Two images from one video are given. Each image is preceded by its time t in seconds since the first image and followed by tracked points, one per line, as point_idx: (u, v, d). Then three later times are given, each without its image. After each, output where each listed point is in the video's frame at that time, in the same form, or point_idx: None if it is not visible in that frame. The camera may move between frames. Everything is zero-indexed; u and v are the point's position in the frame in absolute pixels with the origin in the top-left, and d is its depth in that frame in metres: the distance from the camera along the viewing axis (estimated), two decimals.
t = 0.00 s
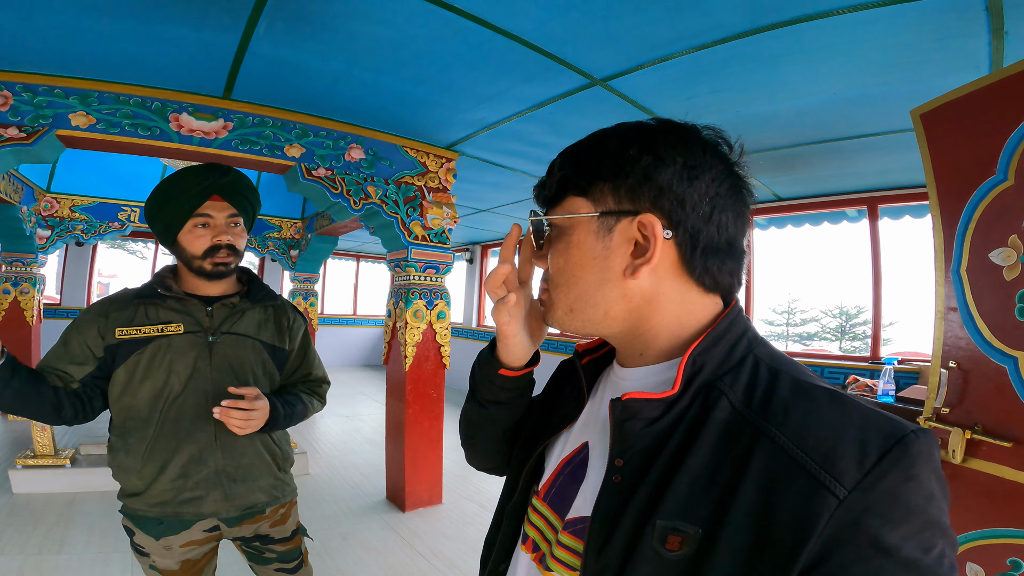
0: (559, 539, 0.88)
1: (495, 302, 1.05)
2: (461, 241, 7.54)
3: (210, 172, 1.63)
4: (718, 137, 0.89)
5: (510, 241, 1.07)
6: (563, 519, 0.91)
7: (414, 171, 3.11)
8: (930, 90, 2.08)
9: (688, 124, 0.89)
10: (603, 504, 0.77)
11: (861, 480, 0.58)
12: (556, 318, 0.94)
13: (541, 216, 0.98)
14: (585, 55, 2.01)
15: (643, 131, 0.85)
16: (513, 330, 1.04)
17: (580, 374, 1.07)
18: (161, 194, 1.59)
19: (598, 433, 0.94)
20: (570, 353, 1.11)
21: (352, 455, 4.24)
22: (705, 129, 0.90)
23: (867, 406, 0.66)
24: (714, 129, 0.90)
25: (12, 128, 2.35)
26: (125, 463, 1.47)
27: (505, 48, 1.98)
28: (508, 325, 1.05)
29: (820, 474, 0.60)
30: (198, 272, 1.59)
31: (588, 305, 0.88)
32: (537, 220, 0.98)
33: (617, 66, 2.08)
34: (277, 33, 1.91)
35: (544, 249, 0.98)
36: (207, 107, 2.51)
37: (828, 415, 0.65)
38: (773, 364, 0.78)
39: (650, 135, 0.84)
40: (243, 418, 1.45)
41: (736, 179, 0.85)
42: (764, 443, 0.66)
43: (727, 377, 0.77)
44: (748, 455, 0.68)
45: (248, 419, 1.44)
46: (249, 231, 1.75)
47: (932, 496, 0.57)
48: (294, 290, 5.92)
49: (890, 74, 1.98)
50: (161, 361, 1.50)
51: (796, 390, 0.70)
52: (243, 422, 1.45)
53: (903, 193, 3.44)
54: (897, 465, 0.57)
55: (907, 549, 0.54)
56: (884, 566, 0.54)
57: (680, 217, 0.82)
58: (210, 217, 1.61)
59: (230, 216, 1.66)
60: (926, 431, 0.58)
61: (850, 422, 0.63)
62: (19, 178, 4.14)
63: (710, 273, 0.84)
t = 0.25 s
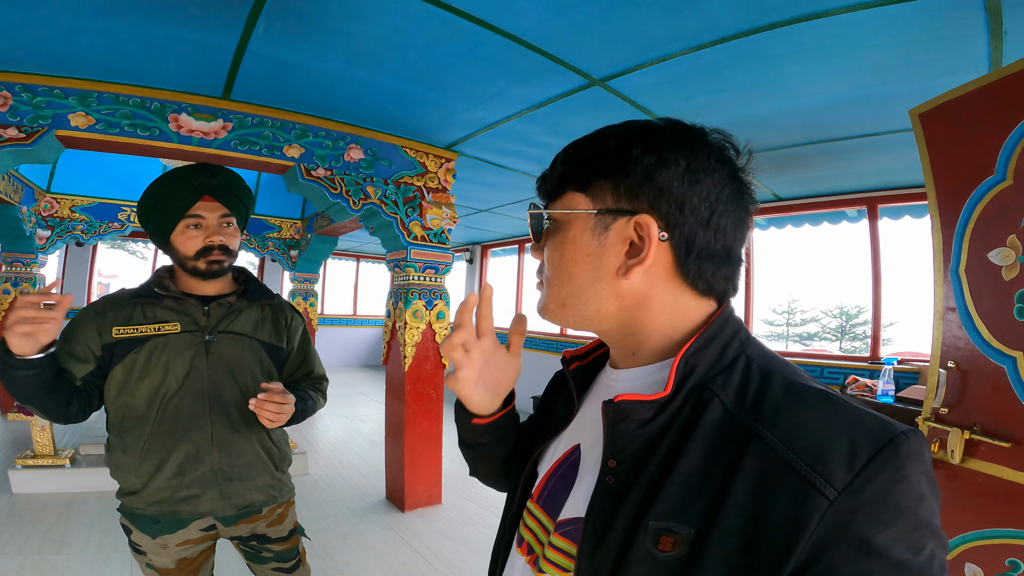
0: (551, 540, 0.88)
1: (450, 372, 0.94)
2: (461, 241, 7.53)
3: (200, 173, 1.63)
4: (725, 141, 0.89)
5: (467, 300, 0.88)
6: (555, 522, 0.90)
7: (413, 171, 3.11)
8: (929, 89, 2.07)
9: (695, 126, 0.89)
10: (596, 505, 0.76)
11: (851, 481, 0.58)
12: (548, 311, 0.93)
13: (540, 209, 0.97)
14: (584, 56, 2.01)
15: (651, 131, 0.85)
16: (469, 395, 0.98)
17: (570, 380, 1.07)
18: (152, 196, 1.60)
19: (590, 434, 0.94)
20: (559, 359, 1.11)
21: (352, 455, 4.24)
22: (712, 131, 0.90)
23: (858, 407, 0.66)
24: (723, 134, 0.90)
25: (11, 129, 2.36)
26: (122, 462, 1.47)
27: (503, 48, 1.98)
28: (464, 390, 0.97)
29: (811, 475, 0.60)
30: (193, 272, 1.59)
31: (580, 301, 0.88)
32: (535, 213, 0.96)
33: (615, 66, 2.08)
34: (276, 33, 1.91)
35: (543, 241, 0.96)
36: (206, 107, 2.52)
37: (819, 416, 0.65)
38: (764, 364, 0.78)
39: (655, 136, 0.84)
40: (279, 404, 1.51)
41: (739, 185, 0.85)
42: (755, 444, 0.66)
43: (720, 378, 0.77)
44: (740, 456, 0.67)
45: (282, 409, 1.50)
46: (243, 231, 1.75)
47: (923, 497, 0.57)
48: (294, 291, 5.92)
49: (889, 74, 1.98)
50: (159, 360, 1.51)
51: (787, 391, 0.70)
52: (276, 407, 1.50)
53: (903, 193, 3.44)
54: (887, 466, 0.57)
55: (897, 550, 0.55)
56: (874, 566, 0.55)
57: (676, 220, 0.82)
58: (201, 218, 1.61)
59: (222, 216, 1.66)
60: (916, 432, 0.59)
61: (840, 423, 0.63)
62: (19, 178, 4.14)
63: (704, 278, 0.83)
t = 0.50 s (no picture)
0: (546, 535, 0.88)
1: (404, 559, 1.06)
2: (460, 241, 7.54)
3: (201, 170, 1.64)
4: (722, 135, 0.89)
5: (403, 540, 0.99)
6: (549, 516, 0.91)
7: (413, 170, 3.12)
8: (927, 88, 2.08)
9: (692, 120, 0.89)
10: (592, 497, 0.77)
11: (844, 471, 0.59)
12: (541, 299, 0.95)
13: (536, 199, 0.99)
14: (583, 54, 2.02)
15: (646, 122, 0.85)
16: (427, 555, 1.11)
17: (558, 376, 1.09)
18: (155, 189, 1.61)
19: (583, 428, 0.95)
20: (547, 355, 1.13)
21: (351, 454, 4.24)
22: (710, 126, 0.90)
23: (850, 397, 0.67)
24: (719, 127, 0.90)
25: (11, 128, 2.36)
26: (121, 457, 1.46)
27: (502, 47, 1.99)
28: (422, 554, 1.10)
29: (804, 465, 0.61)
30: (194, 267, 1.59)
31: (574, 289, 0.90)
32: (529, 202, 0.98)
33: (614, 65, 2.08)
34: (276, 32, 1.92)
35: (537, 230, 0.98)
36: (206, 106, 2.52)
37: (812, 406, 0.66)
38: (755, 354, 0.79)
39: (652, 127, 0.85)
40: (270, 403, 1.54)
41: (732, 176, 0.86)
42: (748, 434, 0.67)
43: (712, 368, 0.77)
44: (733, 446, 0.68)
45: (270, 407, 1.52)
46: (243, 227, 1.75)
47: (913, 486, 0.58)
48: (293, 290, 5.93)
49: (886, 73, 1.99)
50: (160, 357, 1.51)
51: (779, 380, 0.71)
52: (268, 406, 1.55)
53: (901, 192, 3.45)
54: (879, 455, 0.58)
55: (889, 540, 0.55)
56: (867, 556, 0.55)
57: (671, 210, 0.83)
58: (203, 213, 1.62)
59: (224, 211, 1.67)
60: (906, 421, 0.60)
61: (832, 413, 0.64)
62: (19, 177, 4.15)
63: (697, 269, 0.84)
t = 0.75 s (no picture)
0: (537, 532, 0.89)
1: None
2: (459, 241, 7.54)
3: (208, 170, 1.65)
4: (708, 135, 0.90)
5: None
6: (542, 514, 0.92)
7: (411, 170, 3.12)
8: (924, 88, 2.08)
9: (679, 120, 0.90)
10: (582, 494, 0.78)
11: (827, 466, 0.59)
12: (530, 296, 0.96)
13: (525, 197, 1.00)
14: (580, 54, 2.02)
15: (635, 123, 0.86)
16: None
17: (547, 375, 1.11)
18: (160, 187, 1.61)
19: (573, 426, 0.96)
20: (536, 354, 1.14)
21: (350, 454, 4.24)
22: (696, 126, 0.91)
23: (833, 393, 0.68)
24: (707, 128, 0.91)
25: (11, 128, 2.37)
26: (122, 457, 1.47)
27: (499, 47, 1.99)
28: None
29: (788, 460, 0.61)
30: (192, 266, 1.59)
31: (562, 287, 0.90)
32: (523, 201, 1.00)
33: (611, 65, 2.09)
34: (273, 33, 1.93)
35: (526, 228, 0.99)
36: (205, 107, 2.53)
37: (795, 402, 0.66)
38: (741, 351, 0.79)
39: (641, 127, 0.85)
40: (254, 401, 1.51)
41: (718, 176, 0.87)
42: (733, 430, 0.68)
43: (698, 365, 0.78)
44: (718, 442, 0.69)
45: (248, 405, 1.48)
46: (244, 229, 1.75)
47: (895, 482, 0.59)
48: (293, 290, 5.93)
49: (883, 73, 1.99)
50: (158, 356, 1.52)
51: (764, 377, 0.71)
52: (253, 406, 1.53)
53: (899, 192, 3.45)
54: (860, 450, 0.59)
55: (872, 534, 0.56)
56: (852, 551, 0.56)
57: (657, 209, 0.83)
58: (207, 213, 1.62)
59: (227, 213, 1.67)
60: (887, 416, 0.61)
61: (815, 408, 0.65)
62: (18, 177, 4.15)
63: (683, 267, 0.85)
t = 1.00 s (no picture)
0: (534, 539, 0.88)
1: None
2: (458, 241, 7.54)
3: (208, 171, 1.64)
4: (696, 134, 0.89)
5: None
6: (537, 519, 0.91)
7: (409, 170, 3.11)
8: (923, 87, 2.08)
9: (665, 119, 0.89)
10: (577, 500, 0.77)
11: (824, 472, 0.59)
12: (523, 303, 0.95)
13: (515, 203, 0.99)
14: (578, 54, 2.01)
15: (622, 124, 0.86)
16: None
17: (540, 380, 1.11)
18: (157, 187, 1.60)
19: (567, 432, 0.95)
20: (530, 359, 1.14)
21: (349, 454, 4.24)
22: (683, 124, 0.91)
23: (829, 397, 0.67)
24: (693, 126, 0.90)
25: (7, 128, 2.36)
26: (116, 458, 1.46)
27: (498, 47, 1.98)
28: None
29: (784, 466, 0.61)
30: (187, 268, 1.58)
31: (553, 294, 0.89)
32: (509, 210, 0.99)
33: (610, 65, 2.08)
34: (270, 33, 1.92)
35: (516, 236, 0.99)
36: (201, 107, 2.52)
37: (791, 407, 0.66)
38: (736, 356, 0.79)
39: (627, 128, 0.85)
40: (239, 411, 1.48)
41: (709, 177, 0.86)
42: (728, 436, 0.67)
43: (692, 370, 0.78)
44: (714, 448, 0.68)
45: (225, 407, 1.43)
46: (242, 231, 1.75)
47: (894, 487, 0.58)
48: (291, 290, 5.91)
49: (882, 73, 1.99)
50: (153, 359, 1.52)
51: (759, 382, 0.71)
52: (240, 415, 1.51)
53: (897, 192, 3.45)
54: (857, 456, 0.58)
55: (870, 540, 0.55)
56: (850, 558, 0.55)
57: (648, 211, 0.83)
58: (204, 214, 1.62)
59: (225, 215, 1.67)
60: (884, 421, 0.60)
61: (811, 413, 0.64)
62: (15, 177, 4.13)
63: (677, 270, 0.84)
